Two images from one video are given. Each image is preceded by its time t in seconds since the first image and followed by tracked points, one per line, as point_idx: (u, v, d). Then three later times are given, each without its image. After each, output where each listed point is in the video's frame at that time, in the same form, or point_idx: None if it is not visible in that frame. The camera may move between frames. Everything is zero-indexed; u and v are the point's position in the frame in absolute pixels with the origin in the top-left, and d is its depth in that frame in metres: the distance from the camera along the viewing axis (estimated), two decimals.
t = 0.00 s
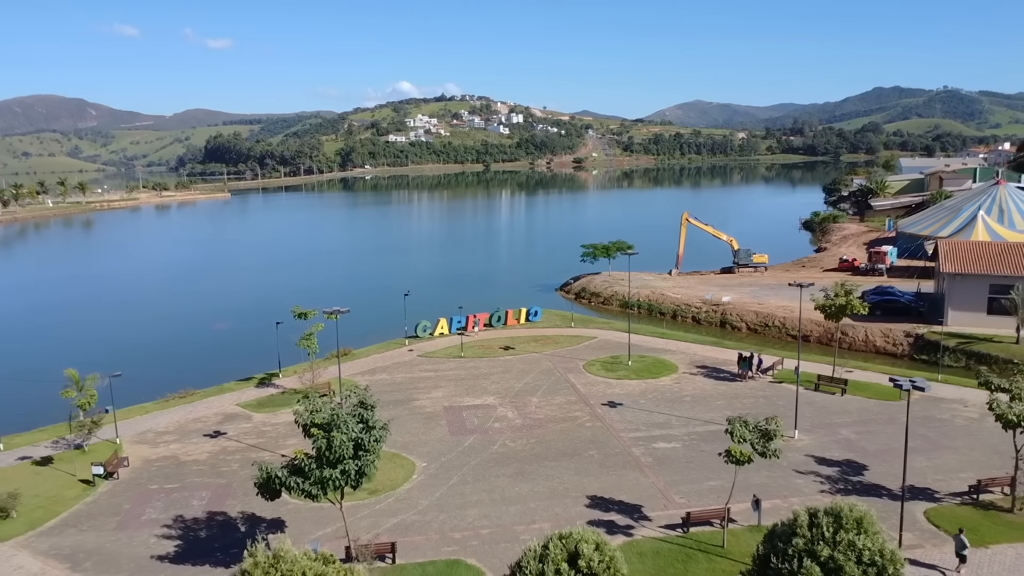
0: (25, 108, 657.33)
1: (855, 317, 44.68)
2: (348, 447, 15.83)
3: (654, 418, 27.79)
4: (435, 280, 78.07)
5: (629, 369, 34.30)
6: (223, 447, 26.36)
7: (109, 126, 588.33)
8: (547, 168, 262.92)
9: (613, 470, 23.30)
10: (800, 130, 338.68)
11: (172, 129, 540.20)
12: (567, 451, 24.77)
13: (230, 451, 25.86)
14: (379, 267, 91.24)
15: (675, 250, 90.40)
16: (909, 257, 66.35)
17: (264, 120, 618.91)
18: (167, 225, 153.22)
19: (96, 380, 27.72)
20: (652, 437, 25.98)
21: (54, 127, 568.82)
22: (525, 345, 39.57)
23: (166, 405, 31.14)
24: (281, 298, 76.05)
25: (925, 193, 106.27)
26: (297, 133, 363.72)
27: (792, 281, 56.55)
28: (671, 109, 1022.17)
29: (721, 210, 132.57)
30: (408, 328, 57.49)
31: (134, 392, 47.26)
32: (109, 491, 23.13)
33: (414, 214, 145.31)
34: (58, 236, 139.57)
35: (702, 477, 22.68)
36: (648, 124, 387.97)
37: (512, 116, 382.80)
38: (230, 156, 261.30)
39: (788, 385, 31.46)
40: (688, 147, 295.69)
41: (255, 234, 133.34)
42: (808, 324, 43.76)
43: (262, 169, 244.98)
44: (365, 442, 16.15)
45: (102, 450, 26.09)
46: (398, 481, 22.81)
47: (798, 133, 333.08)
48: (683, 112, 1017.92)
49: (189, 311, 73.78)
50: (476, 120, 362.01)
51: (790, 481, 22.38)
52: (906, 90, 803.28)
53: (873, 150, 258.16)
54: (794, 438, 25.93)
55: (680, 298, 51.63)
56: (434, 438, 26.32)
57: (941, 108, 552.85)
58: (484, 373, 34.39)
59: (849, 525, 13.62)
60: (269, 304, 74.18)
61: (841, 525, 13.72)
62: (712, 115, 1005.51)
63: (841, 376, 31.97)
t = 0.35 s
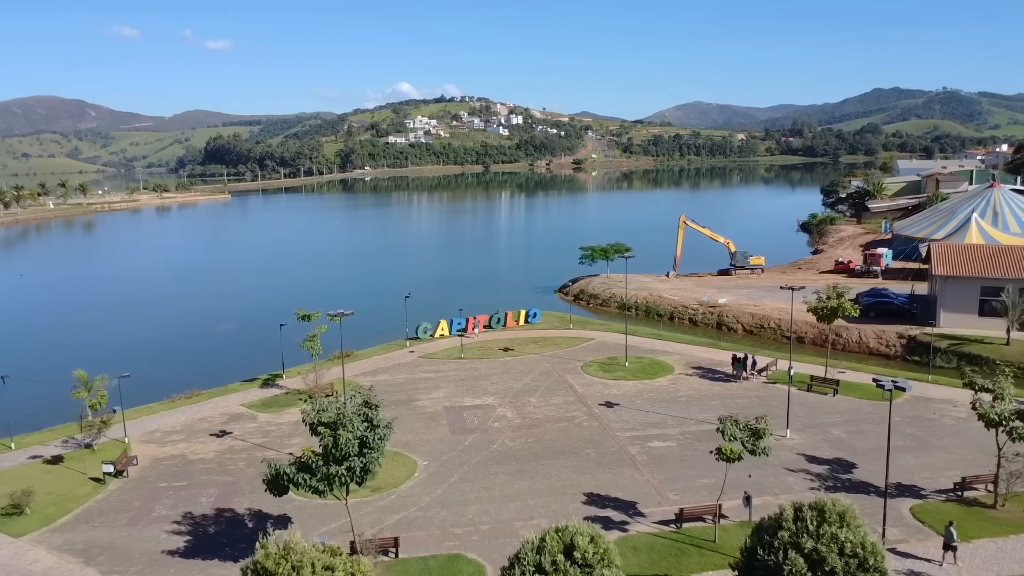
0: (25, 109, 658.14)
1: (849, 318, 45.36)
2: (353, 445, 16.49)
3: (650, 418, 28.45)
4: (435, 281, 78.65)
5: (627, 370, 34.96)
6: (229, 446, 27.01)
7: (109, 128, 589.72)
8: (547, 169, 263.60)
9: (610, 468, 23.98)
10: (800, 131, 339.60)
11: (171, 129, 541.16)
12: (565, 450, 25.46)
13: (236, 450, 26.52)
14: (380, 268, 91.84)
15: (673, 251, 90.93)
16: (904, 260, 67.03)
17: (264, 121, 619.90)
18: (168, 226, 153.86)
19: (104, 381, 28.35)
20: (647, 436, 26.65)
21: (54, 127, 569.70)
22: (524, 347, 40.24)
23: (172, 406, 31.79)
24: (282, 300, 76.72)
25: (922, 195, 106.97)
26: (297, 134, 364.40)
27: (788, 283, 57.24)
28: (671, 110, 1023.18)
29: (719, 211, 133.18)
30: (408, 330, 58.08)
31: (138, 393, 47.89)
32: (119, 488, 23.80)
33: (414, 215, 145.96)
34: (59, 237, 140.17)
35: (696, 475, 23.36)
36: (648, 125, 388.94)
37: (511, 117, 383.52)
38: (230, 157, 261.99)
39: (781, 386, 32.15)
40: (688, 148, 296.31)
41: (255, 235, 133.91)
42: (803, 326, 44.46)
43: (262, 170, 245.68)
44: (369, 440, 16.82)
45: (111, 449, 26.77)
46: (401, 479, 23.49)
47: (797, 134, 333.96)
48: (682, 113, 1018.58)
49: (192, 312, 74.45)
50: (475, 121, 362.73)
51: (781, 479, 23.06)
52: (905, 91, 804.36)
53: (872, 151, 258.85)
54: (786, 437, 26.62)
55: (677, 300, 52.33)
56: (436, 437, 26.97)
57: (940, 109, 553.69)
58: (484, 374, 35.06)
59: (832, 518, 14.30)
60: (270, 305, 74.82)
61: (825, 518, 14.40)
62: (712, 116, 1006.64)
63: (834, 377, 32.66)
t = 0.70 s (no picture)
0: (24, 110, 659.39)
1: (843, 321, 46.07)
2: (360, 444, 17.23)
3: (646, 418, 29.20)
4: (436, 283, 79.22)
5: (624, 371, 35.73)
6: (236, 445, 27.75)
7: (109, 129, 591.15)
8: (546, 171, 264.33)
9: (606, 467, 24.69)
10: (799, 133, 340.53)
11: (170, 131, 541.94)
12: (563, 449, 26.21)
13: (243, 449, 27.24)
14: (381, 270, 92.43)
15: (671, 253, 91.60)
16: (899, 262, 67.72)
17: (264, 123, 621.36)
18: (168, 229, 154.36)
19: (114, 382, 29.06)
20: (643, 436, 27.39)
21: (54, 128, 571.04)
22: (523, 348, 41.01)
23: (179, 406, 32.52)
24: (284, 301, 77.38)
25: (918, 198, 107.68)
26: (297, 136, 365.19)
27: (784, 286, 57.99)
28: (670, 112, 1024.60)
29: (717, 213, 133.81)
30: (410, 332, 58.76)
31: (146, 394, 48.54)
32: (131, 487, 24.51)
33: (414, 217, 146.63)
34: (60, 239, 140.63)
35: (690, 473, 24.08)
36: (648, 127, 389.80)
37: (511, 119, 384.47)
38: (230, 158, 262.93)
39: (775, 387, 32.86)
40: (687, 150, 297.00)
41: (256, 237, 134.51)
42: (797, 328, 45.22)
43: (262, 172, 246.62)
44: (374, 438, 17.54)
45: (121, 448, 27.46)
46: (402, 478, 24.15)
47: (797, 136, 334.75)
48: (682, 115, 1019.79)
49: (196, 314, 75.16)
50: (475, 123, 363.60)
51: (772, 476, 23.80)
52: (904, 93, 805.51)
53: (871, 153, 259.39)
54: (779, 436, 27.37)
55: (674, 302, 53.07)
56: (437, 437, 27.73)
57: (940, 110, 554.69)
58: (484, 375, 35.79)
59: (816, 512, 15.03)
60: (273, 307, 75.53)
61: (808, 513, 15.13)
62: (711, 117, 1007.54)
63: (827, 379, 33.35)
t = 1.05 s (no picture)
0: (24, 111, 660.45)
1: (838, 323, 46.76)
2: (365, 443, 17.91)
3: (642, 419, 29.88)
4: (436, 285, 79.87)
5: (621, 372, 36.41)
6: (242, 445, 28.42)
7: (109, 130, 591.94)
8: (546, 172, 264.91)
9: (603, 465, 25.36)
10: (798, 134, 341.05)
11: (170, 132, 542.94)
12: (562, 448, 26.89)
13: (250, 448, 27.93)
14: (382, 272, 93.17)
15: (669, 254, 92.21)
16: (895, 264, 68.46)
17: (264, 124, 622.57)
18: (169, 230, 155.11)
19: (122, 382, 29.69)
20: (640, 435, 28.07)
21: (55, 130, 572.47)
22: (523, 350, 41.68)
23: (186, 406, 33.20)
24: (286, 303, 78.13)
25: (916, 200, 108.30)
26: (297, 137, 365.77)
27: (780, 288, 58.69)
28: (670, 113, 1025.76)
29: (716, 214, 134.46)
30: (410, 334, 59.50)
31: (151, 395, 49.25)
32: (140, 484, 25.19)
33: (414, 219, 147.32)
34: (61, 241, 141.23)
35: (685, 471, 24.78)
36: (647, 129, 390.25)
37: (510, 121, 385.05)
38: (230, 160, 263.61)
39: (769, 387, 33.56)
40: (687, 151, 297.35)
41: (256, 239, 135.23)
42: (793, 329, 45.91)
43: (262, 173, 247.28)
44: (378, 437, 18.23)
45: (130, 448, 28.12)
46: (405, 476, 24.80)
47: (796, 138, 335.20)
48: (682, 116, 1020.67)
49: (198, 315, 75.91)
50: (475, 124, 364.48)
51: (764, 475, 24.47)
52: (903, 94, 806.02)
53: (871, 154, 259.80)
54: (772, 436, 28.05)
55: (672, 304, 53.74)
56: (438, 436, 28.40)
57: (940, 111, 555.27)
58: (485, 376, 36.47)
59: (802, 508, 15.71)
60: (274, 308, 76.23)
61: (795, 508, 15.81)
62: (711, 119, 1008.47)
63: (820, 380, 34.01)
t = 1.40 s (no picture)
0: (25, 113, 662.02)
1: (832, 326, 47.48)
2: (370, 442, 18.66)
3: (639, 419, 30.61)
4: (436, 287, 80.60)
5: (619, 374, 37.16)
6: (248, 444, 29.15)
7: (110, 132, 593.30)
8: (546, 174, 265.67)
9: (600, 464, 26.08)
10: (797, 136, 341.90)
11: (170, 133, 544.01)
12: (560, 448, 27.62)
13: (256, 448, 28.66)
14: (382, 274, 93.90)
15: (667, 256, 92.94)
16: (890, 267, 69.25)
17: (264, 126, 623.91)
18: (170, 232, 155.72)
19: (131, 384, 30.36)
20: (636, 435, 28.82)
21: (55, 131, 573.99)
22: (522, 352, 42.43)
23: (192, 407, 33.91)
24: (287, 304, 78.92)
25: (912, 203, 109.08)
26: (296, 139, 366.58)
27: (776, 290, 59.46)
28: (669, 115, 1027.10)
29: (715, 216, 135.22)
30: (410, 335, 60.25)
31: (156, 395, 49.99)
32: (150, 483, 25.93)
33: (414, 221, 148.05)
34: (62, 243, 141.78)
35: (679, 470, 25.52)
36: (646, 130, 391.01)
37: (510, 122, 385.83)
38: (230, 162, 264.35)
39: (764, 389, 34.28)
40: (687, 153, 297.98)
41: (257, 241, 135.89)
42: (788, 332, 46.67)
43: (262, 175, 248.02)
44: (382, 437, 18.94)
45: (138, 448, 28.83)
46: (407, 475, 25.51)
47: (795, 140, 335.89)
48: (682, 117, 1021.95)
49: (199, 316, 76.64)
50: (474, 126, 365.42)
51: (757, 473, 25.21)
52: (903, 96, 806.65)
53: (869, 156, 260.49)
54: (765, 436, 28.78)
55: (669, 307, 54.46)
56: (439, 436, 29.14)
57: (938, 113, 556.19)
58: (485, 378, 37.20)
59: (788, 503, 16.45)
60: (275, 310, 76.98)
61: (782, 503, 16.55)
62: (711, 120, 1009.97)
63: (813, 382, 34.74)
